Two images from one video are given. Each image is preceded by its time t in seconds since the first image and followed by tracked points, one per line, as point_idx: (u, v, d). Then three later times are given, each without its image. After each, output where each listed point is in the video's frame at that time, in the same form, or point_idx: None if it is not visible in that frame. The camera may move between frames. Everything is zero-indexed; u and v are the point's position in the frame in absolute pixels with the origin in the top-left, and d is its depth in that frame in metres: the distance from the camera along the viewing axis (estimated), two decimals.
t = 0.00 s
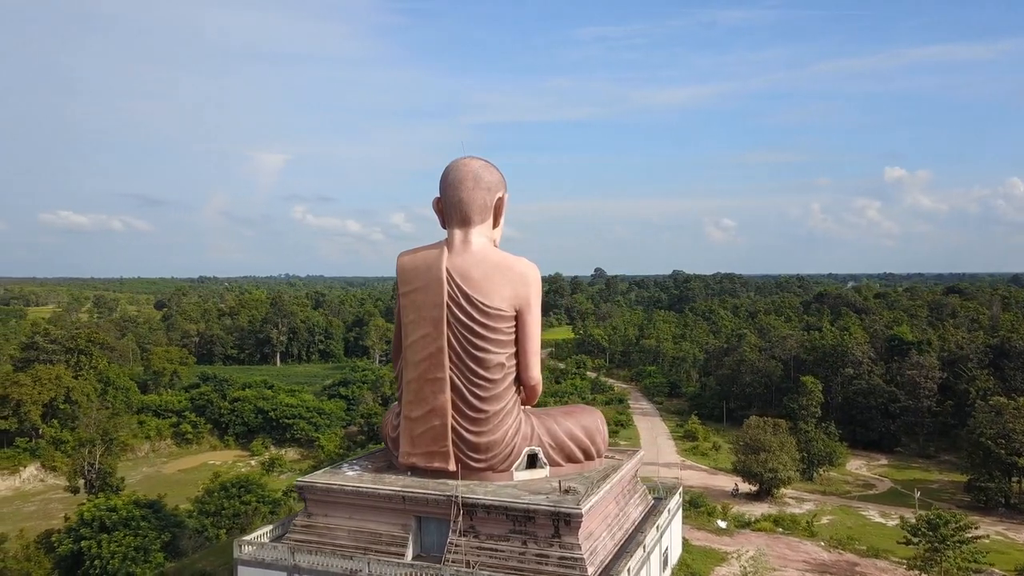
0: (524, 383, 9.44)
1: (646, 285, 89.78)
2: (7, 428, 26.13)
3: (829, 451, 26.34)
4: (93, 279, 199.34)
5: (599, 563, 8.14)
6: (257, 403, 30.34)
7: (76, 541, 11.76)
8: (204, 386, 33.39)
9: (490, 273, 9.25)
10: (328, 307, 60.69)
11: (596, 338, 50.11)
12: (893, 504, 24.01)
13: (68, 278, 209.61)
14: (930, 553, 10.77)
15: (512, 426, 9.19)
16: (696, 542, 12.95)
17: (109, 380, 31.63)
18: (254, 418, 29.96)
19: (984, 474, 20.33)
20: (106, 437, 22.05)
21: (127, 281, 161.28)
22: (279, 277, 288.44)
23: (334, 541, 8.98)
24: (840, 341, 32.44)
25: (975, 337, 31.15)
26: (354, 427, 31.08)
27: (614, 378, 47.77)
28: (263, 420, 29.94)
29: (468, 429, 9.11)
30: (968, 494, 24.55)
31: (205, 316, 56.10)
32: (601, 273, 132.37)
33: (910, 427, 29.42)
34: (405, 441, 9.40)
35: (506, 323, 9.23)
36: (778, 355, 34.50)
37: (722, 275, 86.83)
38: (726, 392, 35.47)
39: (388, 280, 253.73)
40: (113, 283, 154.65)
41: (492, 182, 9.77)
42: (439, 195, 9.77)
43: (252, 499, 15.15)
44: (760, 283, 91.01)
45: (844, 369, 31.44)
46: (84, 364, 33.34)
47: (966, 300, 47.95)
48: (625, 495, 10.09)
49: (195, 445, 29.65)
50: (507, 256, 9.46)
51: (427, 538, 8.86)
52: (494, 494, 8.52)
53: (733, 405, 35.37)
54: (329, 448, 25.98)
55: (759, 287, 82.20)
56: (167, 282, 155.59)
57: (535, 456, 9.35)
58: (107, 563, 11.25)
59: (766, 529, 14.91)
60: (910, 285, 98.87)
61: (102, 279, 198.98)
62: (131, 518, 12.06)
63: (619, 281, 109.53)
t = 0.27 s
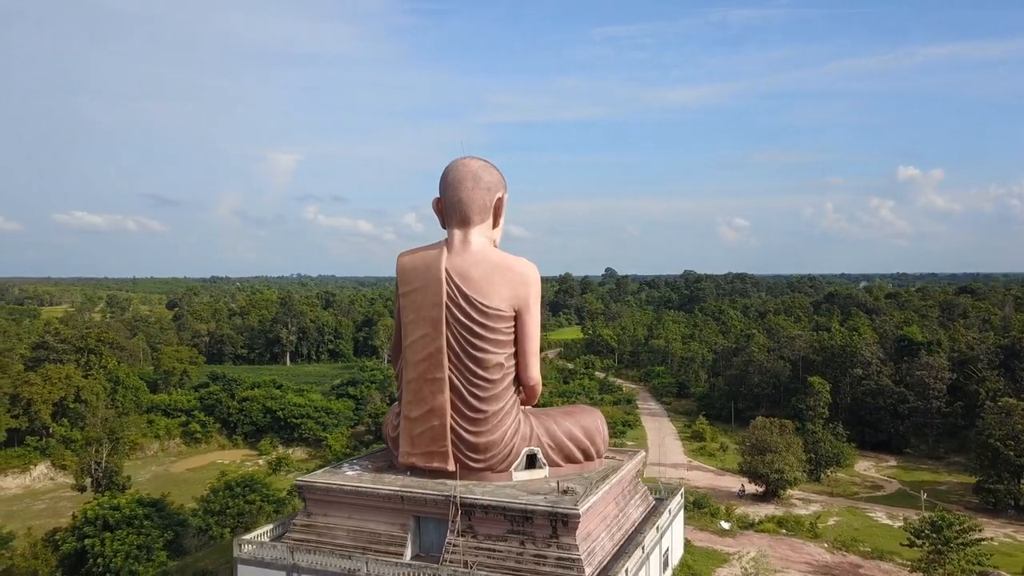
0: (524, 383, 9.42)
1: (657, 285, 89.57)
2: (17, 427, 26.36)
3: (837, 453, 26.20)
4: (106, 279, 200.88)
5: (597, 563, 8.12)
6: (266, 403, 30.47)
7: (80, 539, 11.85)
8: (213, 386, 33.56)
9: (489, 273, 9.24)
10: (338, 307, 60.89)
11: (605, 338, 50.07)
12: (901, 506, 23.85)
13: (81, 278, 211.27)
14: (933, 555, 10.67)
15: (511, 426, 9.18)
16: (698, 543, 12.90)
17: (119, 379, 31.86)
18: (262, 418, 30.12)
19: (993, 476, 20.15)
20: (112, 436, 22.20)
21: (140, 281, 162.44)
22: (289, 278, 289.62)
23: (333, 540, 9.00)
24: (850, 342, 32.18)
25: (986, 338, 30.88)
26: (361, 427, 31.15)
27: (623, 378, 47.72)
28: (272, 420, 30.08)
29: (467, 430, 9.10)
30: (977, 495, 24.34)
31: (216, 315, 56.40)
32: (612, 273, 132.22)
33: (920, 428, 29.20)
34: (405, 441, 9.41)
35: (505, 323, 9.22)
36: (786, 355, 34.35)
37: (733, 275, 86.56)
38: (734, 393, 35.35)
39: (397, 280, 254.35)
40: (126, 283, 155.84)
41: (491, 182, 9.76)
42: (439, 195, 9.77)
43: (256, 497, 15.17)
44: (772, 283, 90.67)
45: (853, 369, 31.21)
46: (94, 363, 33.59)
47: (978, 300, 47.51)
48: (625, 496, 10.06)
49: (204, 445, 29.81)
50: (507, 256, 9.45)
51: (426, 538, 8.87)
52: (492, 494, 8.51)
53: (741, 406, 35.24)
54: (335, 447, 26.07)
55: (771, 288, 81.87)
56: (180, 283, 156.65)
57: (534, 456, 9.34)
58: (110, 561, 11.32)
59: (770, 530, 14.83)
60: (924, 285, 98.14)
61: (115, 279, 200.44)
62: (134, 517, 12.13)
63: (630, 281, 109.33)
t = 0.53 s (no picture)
0: (523, 383, 9.41)
1: (668, 285, 89.33)
2: (28, 425, 26.58)
3: (844, 453, 26.05)
4: (119, 279, 202.36)
5: (595, 563, 8.11)
6: (274, 403, 30.57)
7: (83, 538, 11.92)
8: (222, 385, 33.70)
9: (488, 273, 9.24)
10: (348, 307, 61.06)
11: (614, 338, 50.03)
12: (908, 508, 23.67)
13: (93, 278, 212.97)
14: (936, 557, 10.59)
15: (510, 426, 9.18)
16: (700, 544, 12.88)
17: (128, 379, 32.06)
18: (270, 417, 30.23)
19: (1002, 477, 19.97)
20: (119, 436, 22.36)
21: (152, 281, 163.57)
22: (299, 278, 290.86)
23: (332, 539, 9.02)
24: (858, 342, 32.19)
25: (997, 338, 30.61)
26: (369, 426, 31.20)
27: (631, 378, 47.66)
28: (280, 419, 30.18)
29: (466, 430, 9.10)
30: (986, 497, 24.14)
31: (226, 315, 56.69)
32: (622, 273, 132.00)
33: (929, 428, 28.99)
34: (404, 441, 9.43)
35: (504, 323, 9.21)
36: (795, 355, 34.18)
37: (744, 275, 86.22)
38: (742, 393, 35.21)
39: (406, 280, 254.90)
40: (139, 283, 156.99)
41: (490, 182, 9.75)
42: (438, 195, 9.78)
43: (261, 497, 15.17)
44: (783, 283, 90.28)
45: (862, 370, 31.05)
46: (104, 362, 33.82)
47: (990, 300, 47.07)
48: (625, 496, 10.03)
49: (212, 444, 29.97)
50: (506, 256, 9.44)
51: (425, 537, 8.88)
52: (490, 494, 8.51)
53: (749, 406, 35.09)
54: (342, 446, 26.14)
55: (782, 288, 81.51)
56: (192, 283, 157.68)
57: (533, 456, 9.33)
58: (113, 559, 11.38)
59: (773, 531, 14.76)
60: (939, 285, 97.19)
61: (127, 279, 201.92)
62: (137, 515, 12.19)
63: (640, 280, 109.16)
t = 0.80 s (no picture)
0: (522, 383, 9.39)
1: (679, 285, 89.05)
2: (39, 424, 26.80)
3: (853, 454, 25.88)
4: (132, 280, 203.88)
5: (594, 564, 8.09)
6: (283, 402, 30.69)
7: (88, 536, 12.01)
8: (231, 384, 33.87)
9: (487, 273, 9.23)
10: (358, 307, 61.24)
11: (623, 338, 49.97)
12: (917, 509, 23.50)
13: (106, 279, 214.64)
14: (941, 559, 10.49)
15: (510, 426, 9.17)
16: (703, 544, 12.84)
17: (138, 378, 32.29)
18: (279, 417, 30.37)
19: (1011, 479, 19.80)
20: (126, 435, 22.52)
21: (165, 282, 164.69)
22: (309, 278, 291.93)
23: (332, 538, 9.05)
24: (868, 342, 31.86)
25: (1008, 339, 30.32)
26: (377, 426, 31.28)
27: (640, 378, 47.56)
28: (288, 419, 30.30)
29: (466, 430, 9.10)
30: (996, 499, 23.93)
31: (237, 315, 57.00)
32: (633, 274, 131.65)
33: (939, 429, 28.75)
34: (404, 441, 9.44)
35: (504, 323, 9.21)
36: (804, 356, 34.01)
37: (756, 275, 85.79)
38: (751, 394, 35.06)
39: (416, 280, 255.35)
40: (151, 283, 158.16)
41: (490, 182, 9.75)
42: (439, 195, 9.79)
43: (266, 496, 15.21)
44: (796, 283, 89.80)
45: (871, 370, 30.84)
46: (114, 362, 34.07)
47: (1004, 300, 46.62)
48: (626, 497, 10.00)
49: (221, 443, 30.15)
50: (506, 256, 9.44)
51: (424, 537, 8.88)
52: (490, 494, 8.51)
53: (758, 407, 34.94)
54: (350, 446, 26.22)
55: (794, 288, 81.04)
56: (204, 283, 158.69)
57: (533, 456, 9.32)
58: (117, 558, 11.46)
59: (777, 532, 14.67)
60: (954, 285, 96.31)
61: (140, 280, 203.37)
62: (141, 514, 12.26)
63: (651, 281, 108.85)
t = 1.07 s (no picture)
0: (522, 383, 9.38)
1: (690, 285, 88.75)
2: (50, 423, 27.04)
3: (861, 455, 25.70)
4: (145, 280, 205.19)
5: (592, 564, 8.08)
6: (291, 402, 30.81)
7: (92, 534, 12.11)
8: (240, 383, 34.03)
9: (487, 273, 9.23)
10: (368, 307, 61.41)
11: (632, 338, 49.89)
12: (926, 511, 23.32)
13: (119, 279, 216.15)
14: (946, 561, 10.41)
15: (510, 426, 9.16)
16: (706, 545, 12.81)
17: (148, 377, 32.51)
18: (288, 416, 30.49)
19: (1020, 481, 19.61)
20: (133, 433, 22.66)
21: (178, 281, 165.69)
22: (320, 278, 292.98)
23: (332, 537, 9.07)
24: (878, 342, 31.59)
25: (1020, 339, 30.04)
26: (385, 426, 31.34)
27: (650, 378, 47.46)
28: (297, 418, 30.42)
29: (466, 430, 9.10)
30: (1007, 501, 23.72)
31: (249, 315, 57.29)
32: (644, 273, 131.32)
33: (950, 430, 28.52)
34: (404, 441, 9.46)
35: (504, 323, 9.20)
36: (813, 356, 33.83)
37: (768, 275, 85.38)
38: (760, 394, 34.91)
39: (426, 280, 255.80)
40: (164, 283, 159.14)
41: (490, 182, 9.75)
42: (439, 196, 9.80)
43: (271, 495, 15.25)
44: (808, 283, 89.32)
45: (881, 371, 30.60)
46: (124, 361, 34.31)
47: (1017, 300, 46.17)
48: (627, 498, 9.98)
49: (231, 442, 30.30)
50: (506, 257, 9.43)
51: (423, 536, 8.89)
52: (489, 494, 8.50)
53: (766, 407, 34.79)
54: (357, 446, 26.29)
55: (807, 287, 80.59)
56: (217, 283, 159.60)
57: (532, 456, 9.31)
58: (120, 556, 11.56)
59: (781, 533, 14.61)
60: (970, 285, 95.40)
61: (152, 280, 204.67)
62: (145, 512, 12.34)
63: (662, 281, 108.56)
